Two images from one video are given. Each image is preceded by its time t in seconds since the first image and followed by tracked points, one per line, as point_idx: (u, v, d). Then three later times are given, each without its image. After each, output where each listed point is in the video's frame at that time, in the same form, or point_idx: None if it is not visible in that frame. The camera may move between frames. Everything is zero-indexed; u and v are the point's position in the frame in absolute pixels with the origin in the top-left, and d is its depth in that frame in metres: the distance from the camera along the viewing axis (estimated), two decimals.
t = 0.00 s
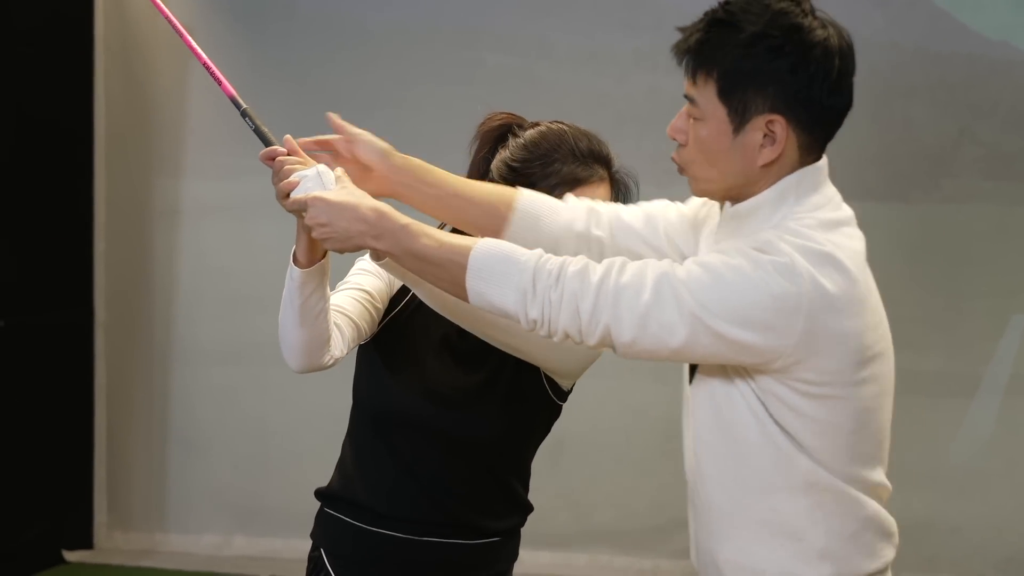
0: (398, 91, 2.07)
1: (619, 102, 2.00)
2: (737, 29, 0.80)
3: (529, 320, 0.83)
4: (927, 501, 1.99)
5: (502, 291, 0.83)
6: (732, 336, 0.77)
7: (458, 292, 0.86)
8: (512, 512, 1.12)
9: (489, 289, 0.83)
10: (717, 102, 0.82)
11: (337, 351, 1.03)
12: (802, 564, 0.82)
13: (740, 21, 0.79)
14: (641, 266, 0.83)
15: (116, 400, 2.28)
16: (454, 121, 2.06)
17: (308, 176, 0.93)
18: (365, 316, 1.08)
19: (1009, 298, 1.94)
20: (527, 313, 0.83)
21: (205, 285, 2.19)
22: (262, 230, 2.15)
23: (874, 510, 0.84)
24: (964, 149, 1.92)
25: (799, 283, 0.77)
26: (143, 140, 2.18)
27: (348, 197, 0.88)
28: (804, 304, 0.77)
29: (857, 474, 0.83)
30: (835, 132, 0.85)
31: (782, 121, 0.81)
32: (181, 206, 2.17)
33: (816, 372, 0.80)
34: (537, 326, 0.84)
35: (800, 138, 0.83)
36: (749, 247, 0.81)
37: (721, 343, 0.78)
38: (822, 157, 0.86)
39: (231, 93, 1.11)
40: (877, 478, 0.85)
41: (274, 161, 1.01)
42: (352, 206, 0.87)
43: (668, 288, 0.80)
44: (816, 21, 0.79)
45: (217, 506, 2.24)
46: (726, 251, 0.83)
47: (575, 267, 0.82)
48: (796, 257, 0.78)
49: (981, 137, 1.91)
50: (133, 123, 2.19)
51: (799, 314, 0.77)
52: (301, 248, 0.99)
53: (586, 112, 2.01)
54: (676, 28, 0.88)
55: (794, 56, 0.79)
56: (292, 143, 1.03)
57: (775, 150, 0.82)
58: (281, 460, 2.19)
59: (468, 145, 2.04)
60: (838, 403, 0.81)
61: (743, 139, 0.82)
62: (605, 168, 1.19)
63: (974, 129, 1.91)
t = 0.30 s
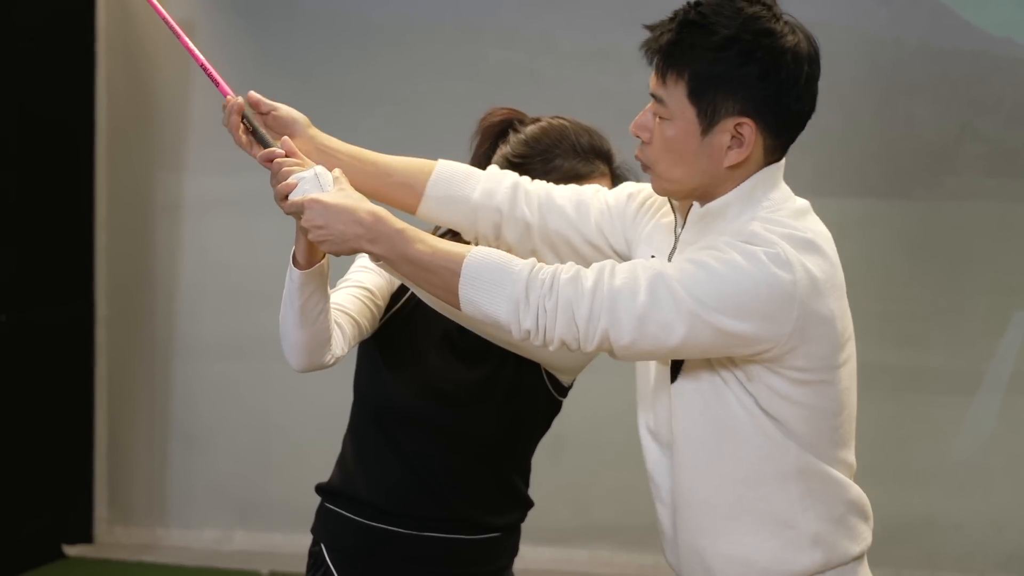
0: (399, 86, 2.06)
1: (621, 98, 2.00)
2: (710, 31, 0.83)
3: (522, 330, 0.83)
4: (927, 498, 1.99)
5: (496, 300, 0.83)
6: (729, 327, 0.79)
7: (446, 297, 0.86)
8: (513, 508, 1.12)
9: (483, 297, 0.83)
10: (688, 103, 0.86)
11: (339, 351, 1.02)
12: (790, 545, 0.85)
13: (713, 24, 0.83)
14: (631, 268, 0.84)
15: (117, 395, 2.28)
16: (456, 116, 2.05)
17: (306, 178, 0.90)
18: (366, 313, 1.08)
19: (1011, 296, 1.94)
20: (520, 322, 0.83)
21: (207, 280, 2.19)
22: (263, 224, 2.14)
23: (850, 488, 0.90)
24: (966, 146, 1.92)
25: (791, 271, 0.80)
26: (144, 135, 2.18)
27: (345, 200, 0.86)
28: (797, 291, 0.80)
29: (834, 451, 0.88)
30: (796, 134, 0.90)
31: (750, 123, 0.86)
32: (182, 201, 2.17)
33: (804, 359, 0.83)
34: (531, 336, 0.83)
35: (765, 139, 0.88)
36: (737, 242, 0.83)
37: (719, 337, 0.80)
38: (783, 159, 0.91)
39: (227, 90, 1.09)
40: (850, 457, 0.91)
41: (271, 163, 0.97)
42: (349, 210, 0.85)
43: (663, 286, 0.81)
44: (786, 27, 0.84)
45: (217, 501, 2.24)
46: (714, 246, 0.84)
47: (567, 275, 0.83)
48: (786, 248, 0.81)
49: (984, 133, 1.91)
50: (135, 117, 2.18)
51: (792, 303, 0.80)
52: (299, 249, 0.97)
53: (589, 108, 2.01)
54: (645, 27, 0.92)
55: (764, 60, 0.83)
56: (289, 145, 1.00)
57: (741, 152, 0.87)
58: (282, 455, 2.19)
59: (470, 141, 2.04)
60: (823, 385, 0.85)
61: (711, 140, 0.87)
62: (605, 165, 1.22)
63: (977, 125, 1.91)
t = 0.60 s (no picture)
0: (400, 89, 2.07)
1: (622, 99, 2.00)
2: (701, 34, 0.84)
3: (526, 350, 0.83)
4: (930, 499, 1.99)
5: (499, 321, 0.83)
6: (730, 337, 0.79)
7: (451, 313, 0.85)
8: (515, 512, 1.12)
9: (489, 318, 0.83)
10: (679, 107, 0.87)
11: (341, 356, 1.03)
12: (787, 553, 0.86)
13: (704, 27, 0.84)
14: (631, 282, 0.84)
15: (119, 398, 2.29)
16: (456, 117, 2.06)
17: (307, 185, 0.90)
18: (367, 318, 1.08)
19: (1012, 297, 1.93)
20: (524, 342, 0.82)
21: (209, 283, 2.19)
22: (265, 227, 2.15)
23: (845, 492, 0.90)
24: (967, 147, 1.92)
25: (793, 276, 0.80)
26: (146, 137, 2.18)
27: (360, 208, 0.86)
28: (799, 297, 0.80)
29: (831, 456, 0.88)
30: (787, 137, 0.91)
31: (741, 126, 0.86)
32: (184, 204, 2.18)
33: (805, 365, 0.83)
34: (535, 356, 0.83)
35: (756, 142, 0.88)
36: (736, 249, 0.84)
37: (721, 347, 0.80)
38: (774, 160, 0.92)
39: (223, 96, 1.10)
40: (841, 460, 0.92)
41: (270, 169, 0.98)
42: (364, 219, 0.85)
43: (665, 299, 0.81)
44: (776, 30, 0.85)
45: (220, 504, 2.25)
46: (714, 253, 0.84)
47: (570, 295, 0.83)
48: (785, 254, 0.81)
49: (985, 135, 1.91)
50: (136, 120, 2.19)
51: (793, 310, 0.80)
52: (299, 255, 0.97)
53: (589, 110, 2.01)
54: (635, 31, 0.93)
55: (754, 64, 0.84)
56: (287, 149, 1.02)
57: (732, 155, 0.88)
58: (284, 458, 2.20)
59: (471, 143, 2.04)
60: (822, 391, 0.85)
61: (703, 142, 0.88)
62: (606, 168, 1.22)
63: (977, 127, 1.91)
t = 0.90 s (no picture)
0: (403, 95, 2.07)
1: (624, 104, 2.00)
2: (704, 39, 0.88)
3: (621, 486, 0.85)
4: (934, 506, 1.98)
5: (592, 469, 0.84)
6: (782, 394, 0.83)
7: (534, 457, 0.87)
8: (516, 517, 1.12)
9: (579, 463, 0.84)
10: (684, 113, 0.91)
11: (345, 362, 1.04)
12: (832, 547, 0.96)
13: (707, 33, 0.88)
14: (680, 380, 0.84)
15: (122, 405, 2.29)
16: (459, 123, 2.06)
17: (306, 192, 0.96)
18: (369, 325, 1.10)
19: (1016, 302, 1.93)
20: (617, 480, 0.84)
21: (212, 288, 2.20)
22: (268, 233, 2.15)
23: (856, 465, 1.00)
24: (970, 153, 1.91)
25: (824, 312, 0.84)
26: (149, 143, 2.19)
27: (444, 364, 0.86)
28: (830, 328, 0.85)
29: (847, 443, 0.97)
30: (794, 141, 0.95)
31: (747, 131, 0.90)
32: (187, 210, 2.18)
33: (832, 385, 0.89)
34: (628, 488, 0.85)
35: (761, 146, 0.91)
36: (762, 290, 0.85)
37: (773, 405, 0.84)
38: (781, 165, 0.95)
39: (227, 100, 1.14)
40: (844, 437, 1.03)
41: (271, 175, 1.02)
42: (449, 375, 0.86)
43: (720, 386, 0.82)
44: (778, 36, 0.89)
45: (223, 510, 2.25)
46: (740, 309, 0.85)
47: (644, 423, 0.83)
48: (810, 282, 0.85)
49: (987, 140, 1.91)
50: (139, 126, 2.19)
51: (825, 343, 0.84)
52: (302, 259, 0.98)
53: (591, 115, 2.02)
54: (641, 40, 0.97)
55: (757, 67, 0.88)
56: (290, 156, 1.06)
57: (737, 160, 0.91)
58: (287, 464, 2.20)
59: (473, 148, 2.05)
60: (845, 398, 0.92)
61: (708, 148, 0.91)
62: (607, 174, 1.23)
63: (980, 132, 1.91)
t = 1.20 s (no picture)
0: (406, 103, 2.08)
1: (624, 112, 2.01)
2: (705, 47, 0.90)
3: (689, 531, 0.87)
4: (935, 513, 1.98)
5: (657, 524, 0.87)
6: (819, 414, 0.86)
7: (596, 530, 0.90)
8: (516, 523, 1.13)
9: (646, 521, 0.87)
10: (685, 121, 0.92)
11: (343, 374, 1.05)
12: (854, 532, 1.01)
13: (707, 40, 0.89)
14: (721, 421, 0.86)
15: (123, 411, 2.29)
16: (460, 131, 2.07)
17: (306, 211, 0.97)
18: (370, 334, 1.10)
19: (1017, 311, 1.94)
20: (686, 526, 0.87)
21: (213, 294, 2.20)
22: (271, 240, 2.16)
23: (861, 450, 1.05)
24: (972, 162, 1.92)
25: (850, 327, 0.87)
26: (151, 150, 2.20)
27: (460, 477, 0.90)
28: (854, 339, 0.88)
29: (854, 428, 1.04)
30: (797, 149, 0.95)
31: (749, 138, 0.91)
32: (189, 216, 2.19)
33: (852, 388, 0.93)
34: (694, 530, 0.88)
35: (764, 153, 0.92)
36: (785, 316, 0.87)
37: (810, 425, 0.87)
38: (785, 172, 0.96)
39: (224, 113, 1.16)
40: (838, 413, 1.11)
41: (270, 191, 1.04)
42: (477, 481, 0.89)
43: (763, 421, 0.84)
44: (780, 43, 0.90)
45: (223, 517, 2.24)
46: (768, 339, 0.86)
47: (699, 473, 0.86)
48: (830, 299, 0.87)
49: (988, 149, 1.92)
50: (142, 132, 2.20)
51: (849, 357, 0.87)
52: (302, 275, 0.99)
53: (592, 122, 2.02)
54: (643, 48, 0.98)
55: (758, 74, 0.89)
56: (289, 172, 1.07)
57: (739, 167, 0.92)
58: (287, 471, 2.20)
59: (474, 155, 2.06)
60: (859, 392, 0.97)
61: (711, 156, 0.92)
62: (608, 179, 1.23)
63: (980, 141, 1.92)
